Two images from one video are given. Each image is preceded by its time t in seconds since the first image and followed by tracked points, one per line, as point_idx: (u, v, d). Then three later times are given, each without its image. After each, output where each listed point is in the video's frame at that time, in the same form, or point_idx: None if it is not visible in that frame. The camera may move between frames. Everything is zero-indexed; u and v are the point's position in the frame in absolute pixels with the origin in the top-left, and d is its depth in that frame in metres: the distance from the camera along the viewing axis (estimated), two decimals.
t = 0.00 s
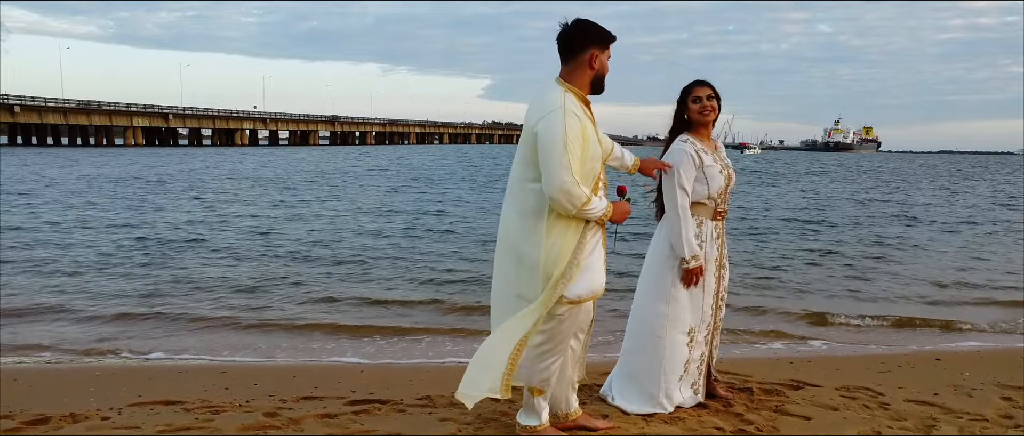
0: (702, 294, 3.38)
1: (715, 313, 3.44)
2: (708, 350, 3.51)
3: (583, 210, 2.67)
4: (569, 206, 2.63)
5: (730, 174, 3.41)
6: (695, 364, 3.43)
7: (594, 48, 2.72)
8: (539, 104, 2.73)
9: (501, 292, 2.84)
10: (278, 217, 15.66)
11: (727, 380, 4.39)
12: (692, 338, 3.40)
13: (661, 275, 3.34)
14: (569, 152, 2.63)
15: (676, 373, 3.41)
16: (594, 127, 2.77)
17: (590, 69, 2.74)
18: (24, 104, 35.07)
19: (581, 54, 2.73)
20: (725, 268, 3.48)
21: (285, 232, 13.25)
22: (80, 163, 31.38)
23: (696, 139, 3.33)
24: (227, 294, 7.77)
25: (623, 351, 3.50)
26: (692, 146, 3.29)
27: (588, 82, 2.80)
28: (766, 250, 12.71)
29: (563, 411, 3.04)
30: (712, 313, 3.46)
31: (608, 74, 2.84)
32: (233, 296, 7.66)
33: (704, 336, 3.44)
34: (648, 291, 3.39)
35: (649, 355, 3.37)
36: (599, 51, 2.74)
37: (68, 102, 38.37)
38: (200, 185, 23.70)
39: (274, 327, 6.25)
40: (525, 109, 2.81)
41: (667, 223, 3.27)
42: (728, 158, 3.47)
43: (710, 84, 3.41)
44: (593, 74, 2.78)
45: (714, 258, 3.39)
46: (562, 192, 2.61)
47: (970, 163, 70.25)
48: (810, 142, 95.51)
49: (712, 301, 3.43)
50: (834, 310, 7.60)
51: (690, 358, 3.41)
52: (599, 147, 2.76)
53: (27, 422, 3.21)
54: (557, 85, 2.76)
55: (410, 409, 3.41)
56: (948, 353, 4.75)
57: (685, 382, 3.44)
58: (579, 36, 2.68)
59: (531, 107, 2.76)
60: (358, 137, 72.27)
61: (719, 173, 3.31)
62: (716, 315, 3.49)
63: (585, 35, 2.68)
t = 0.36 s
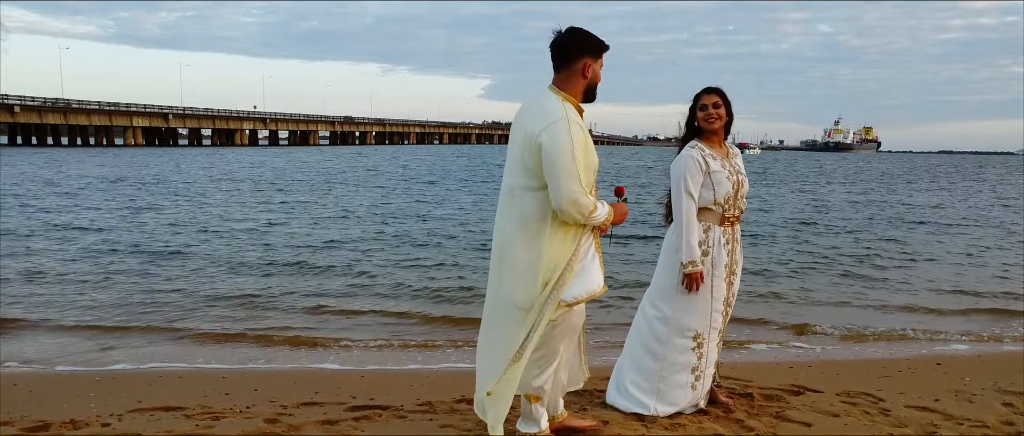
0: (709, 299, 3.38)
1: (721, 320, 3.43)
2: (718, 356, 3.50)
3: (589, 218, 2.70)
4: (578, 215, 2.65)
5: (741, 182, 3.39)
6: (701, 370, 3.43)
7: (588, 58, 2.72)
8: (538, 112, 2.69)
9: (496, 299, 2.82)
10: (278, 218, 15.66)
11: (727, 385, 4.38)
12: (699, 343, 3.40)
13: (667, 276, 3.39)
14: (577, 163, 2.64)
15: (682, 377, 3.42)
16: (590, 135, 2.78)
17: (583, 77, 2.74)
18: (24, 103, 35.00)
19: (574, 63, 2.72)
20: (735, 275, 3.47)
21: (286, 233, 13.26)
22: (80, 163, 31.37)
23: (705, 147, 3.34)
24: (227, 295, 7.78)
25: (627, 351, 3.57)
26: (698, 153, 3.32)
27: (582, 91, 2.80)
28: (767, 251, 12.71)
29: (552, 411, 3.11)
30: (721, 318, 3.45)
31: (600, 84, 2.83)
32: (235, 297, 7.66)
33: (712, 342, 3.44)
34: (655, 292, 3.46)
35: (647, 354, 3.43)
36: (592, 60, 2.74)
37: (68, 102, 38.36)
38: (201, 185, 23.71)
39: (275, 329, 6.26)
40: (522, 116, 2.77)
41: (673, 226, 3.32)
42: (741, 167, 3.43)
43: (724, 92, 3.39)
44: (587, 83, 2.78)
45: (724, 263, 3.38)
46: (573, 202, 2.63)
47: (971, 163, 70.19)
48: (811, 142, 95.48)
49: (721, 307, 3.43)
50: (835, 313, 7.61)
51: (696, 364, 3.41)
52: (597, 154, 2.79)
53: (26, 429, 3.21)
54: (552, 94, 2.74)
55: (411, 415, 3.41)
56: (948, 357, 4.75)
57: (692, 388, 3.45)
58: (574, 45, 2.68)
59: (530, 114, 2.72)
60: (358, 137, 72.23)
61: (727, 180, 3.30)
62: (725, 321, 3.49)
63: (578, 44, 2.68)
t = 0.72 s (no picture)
0: (710, 302, 3.37)
1: (723, 322, 3.41)
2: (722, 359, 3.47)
3: (590, 211, 2.71)
4: (579, 209, 2.67)
5: (747, 187, 3.36)
6: (700, 371, 3.41)
7: (568, 64, 2.72)
8: (528, 114, 2.69)
9: (498, 304, 2.82)
10: (278, 219, 15.67)
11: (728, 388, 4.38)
12: (699, 344, 3.40)
13: (669, 276, 3.44)
14: (573, 161, 2.65)
15: (681, 378, 3.43)
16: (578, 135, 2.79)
17: (564, 85, 2.74)
18: (24, 103, 35.03)
19: (556, 66, 2.73)
20: (740, 279, 3.44)
21: (286, 234, 13.25)
22: (80, 163, 31.35)
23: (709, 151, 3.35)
24: (227, 298, 7.77)
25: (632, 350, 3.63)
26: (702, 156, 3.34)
27: (563, 98, 2.78)
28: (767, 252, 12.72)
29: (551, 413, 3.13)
30: (725, 322, 3.43)
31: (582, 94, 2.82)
32: (235, 300, 7.65)
33: (714, 345, 3.42)
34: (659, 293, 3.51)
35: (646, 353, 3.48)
36: (575, 69, 2.74)
37: (68, 102, 38.36)
38: (201, 186, 23.72)
39: (275, 333, 6.25)
40: (511, 119, 2.77)
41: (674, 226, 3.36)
42: (751, 172, 3.40)
43: (734, 98, 3.37)
44: (566, 90, 2.76)
45: (727, 266, 3.37)
46: (573, 197, 2.64)
47: (971, 163, 70.23)
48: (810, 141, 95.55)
49: (725, 310, 3.41)
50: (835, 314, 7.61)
51: (697, 365, 3.41)
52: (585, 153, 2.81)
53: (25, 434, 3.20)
54: (538, 97, 2.74)
55: (411, 419, 3.41)
56: (949, 360, 4.74)
57: (692, 388, 3.45)
58: (559, 52, 2.69)
59: (520, 116, 2.72)
60: (358, 137, 72.25)
61: (729, 183, 3.29)
62: (729, 324, 3.47)
63: (560, 54, 2.69)
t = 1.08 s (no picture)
0: (700, 304, 3.39)
1: (717, 324, 3.41)
2: (718, 364, 3.45)
3: (568, 213, 2.73)
4: (560, 212, 2.69)
5: (745, 194, 3.35)
6: (692, 371, 3.42)
7: (555, 75, 2.74)
8: (508, 122, 2.73)
9: (484, 310, 2.86)
10: (278, 219, 15.66)
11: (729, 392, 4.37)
12: (690, 344, 3.42)
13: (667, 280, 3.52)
14: (553, 165, 2.68)
15: (673, 378, 3.45)
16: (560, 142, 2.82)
17: (551, 95, 2.76)
18: (24, 103, 35.03)
19: (543, 78, 2.75)
20: (737, 285, 3.44)
21: (286, 234, 13.26)
22: (79, 163, 31.35)
23: (710, 157, 3.36)
24: (227, 299, 7.75)
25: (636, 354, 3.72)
26: (702, 160, 3.37)
27: (549, 108, 2.80)
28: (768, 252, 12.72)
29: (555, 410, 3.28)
30: (719, 327, 3.42)
31: (570, 107, 2.83)
32: (235, 301, 7.64)
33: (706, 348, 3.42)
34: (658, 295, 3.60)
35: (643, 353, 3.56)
36: (561, 81, 2.76)
37: (68, 102, 38.35)
38: (200, 186, 23.72)
39: (275, 335, 6.24)
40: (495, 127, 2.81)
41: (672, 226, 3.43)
42: (754, 182, 3.37)
43: (744, 107, 3.32)
44: (553, 99, 2.78)
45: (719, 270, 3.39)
46: (553, 201, 2.66)
47: (971, 163, 70.18)
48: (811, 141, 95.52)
49: (718, 314, 3.41)
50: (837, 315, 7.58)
51: (688, 366, 3.43)
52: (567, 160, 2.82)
53: None
54: (520, 106, 2.78)
55: (411, 425, 3.40)
56: (950, 363, 4.73)
57: (685, 389, 3.45)
58: (545, 65, 2.73)
59: (503, 124, 2.76)
60: (358, 137, 72.28)
61: (722, 189, 3.31)
62: (725, 330, 3.45)
63: (546, 67, 2.73)
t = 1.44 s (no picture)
0: (689, 305, 3.49)
1: (705, 326, 3.48)
2: (706, 367, 3.52)
3: (565, 219, 2.75)
4: (557, 218, 2.71)
5: (739, 199, 3.42)
6: (675, 371, 3.52)
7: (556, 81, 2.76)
8: (510, 126, 2.74)
9: (483, 313, 2.89)
10: (277, 220, 15.66)
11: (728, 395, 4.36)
12: (678, 345, 3.52)
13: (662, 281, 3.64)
14: (551, 172, 2.70)
15: (658, 376, 3.56)
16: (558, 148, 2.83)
17: (551, 101, 2.77)
18: (24, 103, 35.02)
19: (544, 84, 2.77)
20: (731, 289, 3.49)
21: (285, 235, 13.25)
22: (79, 163, 31.36)
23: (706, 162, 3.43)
24: (226, 300, 7.74)
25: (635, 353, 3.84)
26: (699, 163, 3.44)
27: (549, 113, 2.82)
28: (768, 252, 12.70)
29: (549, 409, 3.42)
30: (709, 329, 3.49)
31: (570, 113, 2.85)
32: (235, 302, 7.63)
33: (694, 349, 3.50)
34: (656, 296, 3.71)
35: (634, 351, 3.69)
36: (562, 87, 2.78)
37: (68, 102, 38.35)
38: (201, 186, 23.73)
39: (274, 336, 6.22)
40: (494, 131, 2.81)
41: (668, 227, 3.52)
42: (750, 186, 3.44)
43: (742, 113, 3.37)
44: (553, 106, 2.80)
45: (712, 273, 3.46)
46: (551, 207, 2.69)
47: (971, 164, 70.13)
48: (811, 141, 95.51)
49: (709, 316, 3.48)
50: (837, 317, 7.57)
51: (675, 366, 3.52)
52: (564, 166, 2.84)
53: None
54: (521, 111, 2.79)
55: (411, 428, 3.39)
56: (951, 366, 4.71)
57: (668, 388, 3.55)
58: (546, 70, 2.74)
59: (502, 129, 2.77)
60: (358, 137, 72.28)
61: (716, 193, 3.39)
62: (717, 332, 3.51)
63: (547, 74, 2.75)
